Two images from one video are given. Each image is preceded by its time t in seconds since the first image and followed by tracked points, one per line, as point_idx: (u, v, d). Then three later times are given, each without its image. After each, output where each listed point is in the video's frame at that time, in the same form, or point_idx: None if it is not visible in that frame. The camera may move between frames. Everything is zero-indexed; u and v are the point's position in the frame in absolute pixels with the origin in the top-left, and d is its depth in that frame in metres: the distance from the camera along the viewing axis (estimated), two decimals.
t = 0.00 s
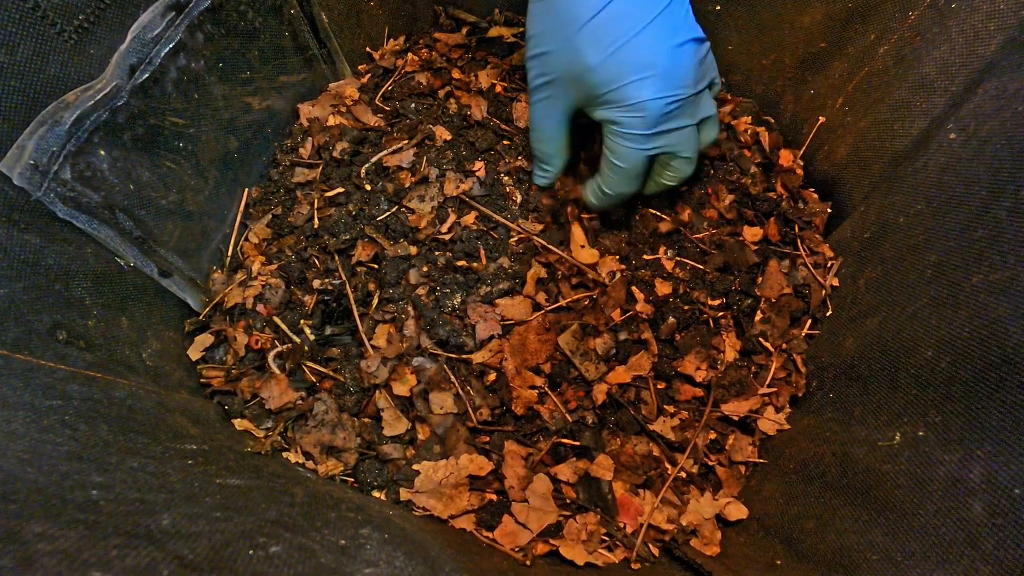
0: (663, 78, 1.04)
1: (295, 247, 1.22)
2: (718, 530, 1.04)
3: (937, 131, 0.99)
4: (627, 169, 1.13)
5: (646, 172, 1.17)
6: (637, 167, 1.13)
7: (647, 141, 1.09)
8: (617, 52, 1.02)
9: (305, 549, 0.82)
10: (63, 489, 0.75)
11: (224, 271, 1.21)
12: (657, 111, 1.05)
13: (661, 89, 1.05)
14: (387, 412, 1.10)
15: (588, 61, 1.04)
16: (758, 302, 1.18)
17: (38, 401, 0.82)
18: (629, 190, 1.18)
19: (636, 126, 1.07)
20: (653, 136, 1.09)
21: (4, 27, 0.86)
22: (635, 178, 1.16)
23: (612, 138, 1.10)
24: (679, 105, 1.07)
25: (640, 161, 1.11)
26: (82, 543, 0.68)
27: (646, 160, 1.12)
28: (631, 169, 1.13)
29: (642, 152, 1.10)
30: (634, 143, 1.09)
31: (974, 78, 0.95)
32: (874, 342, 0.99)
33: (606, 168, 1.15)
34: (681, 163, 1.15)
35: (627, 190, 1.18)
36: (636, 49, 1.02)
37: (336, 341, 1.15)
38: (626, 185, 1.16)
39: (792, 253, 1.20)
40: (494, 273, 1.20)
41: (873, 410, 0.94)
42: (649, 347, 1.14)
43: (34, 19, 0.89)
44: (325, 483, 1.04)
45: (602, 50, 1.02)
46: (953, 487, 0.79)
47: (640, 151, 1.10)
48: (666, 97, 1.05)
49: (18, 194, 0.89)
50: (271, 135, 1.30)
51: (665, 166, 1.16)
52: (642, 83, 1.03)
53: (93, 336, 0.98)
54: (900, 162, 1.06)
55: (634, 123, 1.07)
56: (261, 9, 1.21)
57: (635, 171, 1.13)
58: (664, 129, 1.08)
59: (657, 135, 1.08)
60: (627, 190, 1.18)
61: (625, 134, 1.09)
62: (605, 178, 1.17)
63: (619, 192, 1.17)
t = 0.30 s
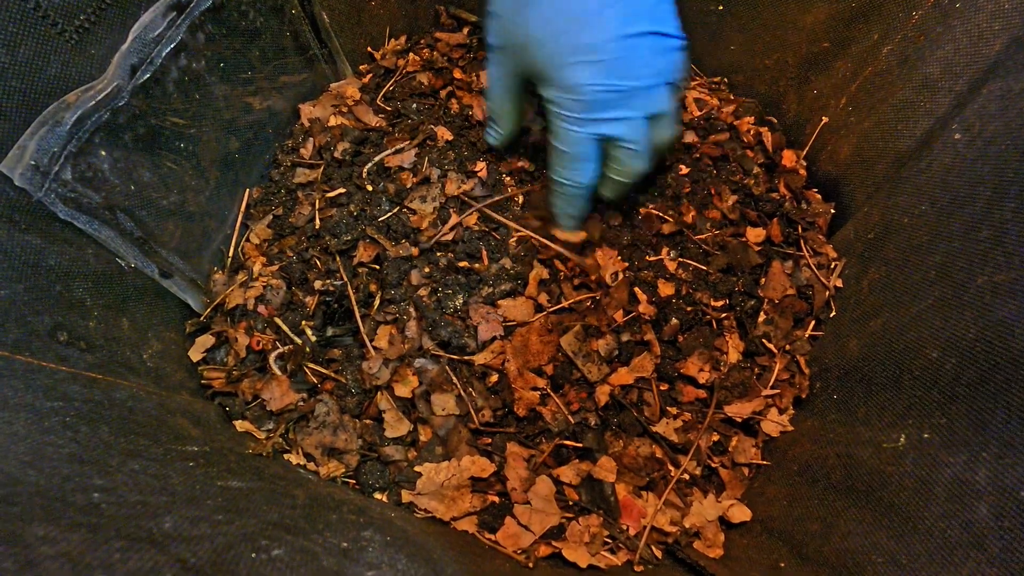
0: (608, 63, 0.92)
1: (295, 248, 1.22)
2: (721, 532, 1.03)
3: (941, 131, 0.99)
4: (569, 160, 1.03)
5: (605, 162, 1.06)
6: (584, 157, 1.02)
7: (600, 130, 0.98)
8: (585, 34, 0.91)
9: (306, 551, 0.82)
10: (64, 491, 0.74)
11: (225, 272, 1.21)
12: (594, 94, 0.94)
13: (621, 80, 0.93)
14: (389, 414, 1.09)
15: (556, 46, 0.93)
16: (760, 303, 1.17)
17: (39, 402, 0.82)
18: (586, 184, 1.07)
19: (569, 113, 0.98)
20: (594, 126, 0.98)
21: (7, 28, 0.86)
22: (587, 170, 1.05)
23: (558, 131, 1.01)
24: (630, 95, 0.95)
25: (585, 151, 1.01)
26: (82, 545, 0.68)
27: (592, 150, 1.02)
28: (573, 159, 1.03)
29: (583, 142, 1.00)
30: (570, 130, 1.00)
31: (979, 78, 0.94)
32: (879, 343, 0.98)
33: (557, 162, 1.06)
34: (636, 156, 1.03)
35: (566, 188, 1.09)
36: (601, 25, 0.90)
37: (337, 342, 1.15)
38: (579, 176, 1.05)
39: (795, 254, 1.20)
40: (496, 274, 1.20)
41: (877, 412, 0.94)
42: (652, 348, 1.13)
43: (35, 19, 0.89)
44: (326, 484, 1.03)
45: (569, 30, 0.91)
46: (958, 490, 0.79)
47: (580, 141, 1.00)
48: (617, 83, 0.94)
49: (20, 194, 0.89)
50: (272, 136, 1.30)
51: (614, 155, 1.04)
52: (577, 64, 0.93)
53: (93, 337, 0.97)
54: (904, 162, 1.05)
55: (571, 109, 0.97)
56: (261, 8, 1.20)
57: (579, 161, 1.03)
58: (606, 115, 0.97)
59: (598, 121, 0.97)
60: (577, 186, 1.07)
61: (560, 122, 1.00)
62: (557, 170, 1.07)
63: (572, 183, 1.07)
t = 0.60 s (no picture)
0: (577, 36, 0.93)
1: (293, 247, 1.21)
2: (720, 532, 1.03)
3: (940, 131, 0.98)
4: (524, 109, 1.12)
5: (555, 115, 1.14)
6: (534, 109, 1.10)
7: (551, 96, 1.05)
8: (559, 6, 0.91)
9: (303, 551, 0.82)
10: (60, 491, 0.74)
11: (221, 272, 1.20)
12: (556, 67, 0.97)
13: (586, 54, 0.96)
14: (386, 414, 1.09)
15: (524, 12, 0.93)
16: (759, 303, 1.17)
17: (34, 402, 0.82)
18: (534, 122, 1.17)
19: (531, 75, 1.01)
20: (550, 93, 1.05)
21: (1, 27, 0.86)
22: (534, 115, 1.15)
23: (511, 84, 1.08)
24: (596, 69, 0.99)
25: (538, 107, 1.09)
26: (78, 546, 0.68)
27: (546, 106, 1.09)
28: (527, 109, 1.11)
29: (535, 100, 1.07)
30: (525, 91, 1.07)
31: (978, 77, 0.94)
32: (878, 343, 0.98)
33: (507, 104, 1.15)
34: (590, 117, 1.12)
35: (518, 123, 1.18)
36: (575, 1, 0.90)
37: (335, 342, 1.14)
38: (528, 122, 1.17)
39: (793, 253, 1.19)
40: (493, 273, 1.19)
41: (875, 412, 0.94)
42: (650, 348, 1.13)
43: (30, 18, 0.89)
44: (323, 485, 1.03)
45: None
46: (956, 490, 0.79)
47: (533, 99, 1.07)
48: (582, 56, 0.96)
49: (13, 194, 0.89)
50: (269, 135, 1.29)
51: (569, 116, 1.12)
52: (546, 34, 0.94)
53: (89, 337, 0.97)
54: (903, 162, 1.05)
55: (533, 73, 1.01)
56: (259, 7, 1.20)
57: (535, 113, 1.12)
58: (568, 84, 1.02)
59: (557, 89, 1.03)
60: (521, 121, 1.17)
61: (516, 82, 1.06)
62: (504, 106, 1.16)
63: (514, 122, 1.18)
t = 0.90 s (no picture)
0: (528, 36, 1.01)
1: (293, 247, 1.21)
2: (721, 534, 1.02)
3: (943, 130, 0.98)
4: (490, 117, 1.12)
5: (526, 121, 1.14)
6: (506, 114, 1.10)
7: (516, 89, 1.08)
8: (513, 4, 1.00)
9: (303, 552, 0.81)
10: (60, 492, 0.74)
11: (221, 272, 1.20)
12: (519, 55, 1.03)
13: (541, 47, 1.03)
14: (387, 414, 1.09)
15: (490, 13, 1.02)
16: (761, 303, 1.16)
17: (34, 403, 0.81)
18: (510, 141, 1.15)
19: (490, 66, 1.07)
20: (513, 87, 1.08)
21: None
22: (511, 126, 1.13)
23: (481, 89, 1.11)
24: (549, 63, 1.04)
25: (504, 110, 1.10)
26: (77, 546, 0.68)
27: (512, 104, 1.09)
28: (493, 116, 1.11)
29: (500, 100, 1.09)
30: (489, 84, 1.10)
31: (980, 76, 0.94)
32: (880, 344, 0.98)
33: (482, 119, 1.14)
34: (560, 124, 1.11)
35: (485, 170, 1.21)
36: None
37: (335, 342, 1.14)
38: (503, 134, 1.13)
39: (795, 253, 1.19)
40: (494, 274, 1.19)
41: (877, 413, 0.93)
42: (651, 348, 1.13)
43: (30, 18, 0.89)
44: (323, 486, 1.03)
45: None
46: (959, 492, 0.78)
47: (498, 100, 1.09)
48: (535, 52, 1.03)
49: (12, 193, 0.89)
50: (269, 135, 1.29)
51: (541, 119, 1.12)
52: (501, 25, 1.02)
53: (89, 337, 0.97)
54: (905, 161, 1.05)
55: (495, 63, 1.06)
56: (259, 7, 1.20)
57: (499, 119, 1.11)
58: (530, 80, 1.06)
59: (520, 81, 1.07)
60: (500, 145, 1.15)
61: (481, 77, 1.11)
62: (485, 130, 1.15)
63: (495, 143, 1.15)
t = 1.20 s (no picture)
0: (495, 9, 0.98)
1: (293, 248, 1.20)
2: (724, 535, 1.01)
3: (946, 131, 0.97)
4: (455, 93, 1.08)
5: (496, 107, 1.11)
6: (471, 85, 1.07)
7: (478, 59, 1.03)
8: None
9: (304, 555, 0.81)
10: (59, 494, 0.73)
11: (221, 273, 1.19)
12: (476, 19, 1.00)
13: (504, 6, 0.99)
14: (387, 416, 1.08)
15: None
16: (763, 304, 1.16)
17: (33, 405, 0.81)
18: (475, 118, 1.10)
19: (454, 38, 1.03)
20: (478, 57, 1.03)
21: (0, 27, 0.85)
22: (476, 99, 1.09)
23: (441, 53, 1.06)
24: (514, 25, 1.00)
25: (467, 79, 1.06)
26: (77, 550, 0.67)
27: (474, 78, 1.05)
28: (456, 85, 1.06)
29: (461, 70, 1.05)
30: (450, 54, 1.05)
31: (984, 77, 0.93)
32: (883, 345, 0.97)
33: (441, 95, 1.10)
34: (527, 110, 1.08)
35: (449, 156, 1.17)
36: None
37: (335, 343, 1.14)
38: (467, 109, 1.09)
39: (798, 254, 1.18)
40: (495, 275, 1.18)
41: (880, 415, 0.93)
42: (653, 350, 1.12)
43: (29, 19, 0.89)
44: (324, 488, 1.02)
45: None
46: (964, 495, 0.78)
47: (459, 69, 1.05)
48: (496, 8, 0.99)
49: (11, 194, 0.89)
50: (269, 136, 1.28)
51: (505, 97, 1.08)
52: None
53: (89, 339, 0.96)
54: (908, 162, 1.04)
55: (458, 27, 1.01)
56: (259, 6, 1.20)
57: (463, 91, 1.07)
58: (493, 51, 1.02)
59: (482, 50, 1.03)
60: (463, 124, 1.11)
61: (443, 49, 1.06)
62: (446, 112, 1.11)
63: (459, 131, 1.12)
